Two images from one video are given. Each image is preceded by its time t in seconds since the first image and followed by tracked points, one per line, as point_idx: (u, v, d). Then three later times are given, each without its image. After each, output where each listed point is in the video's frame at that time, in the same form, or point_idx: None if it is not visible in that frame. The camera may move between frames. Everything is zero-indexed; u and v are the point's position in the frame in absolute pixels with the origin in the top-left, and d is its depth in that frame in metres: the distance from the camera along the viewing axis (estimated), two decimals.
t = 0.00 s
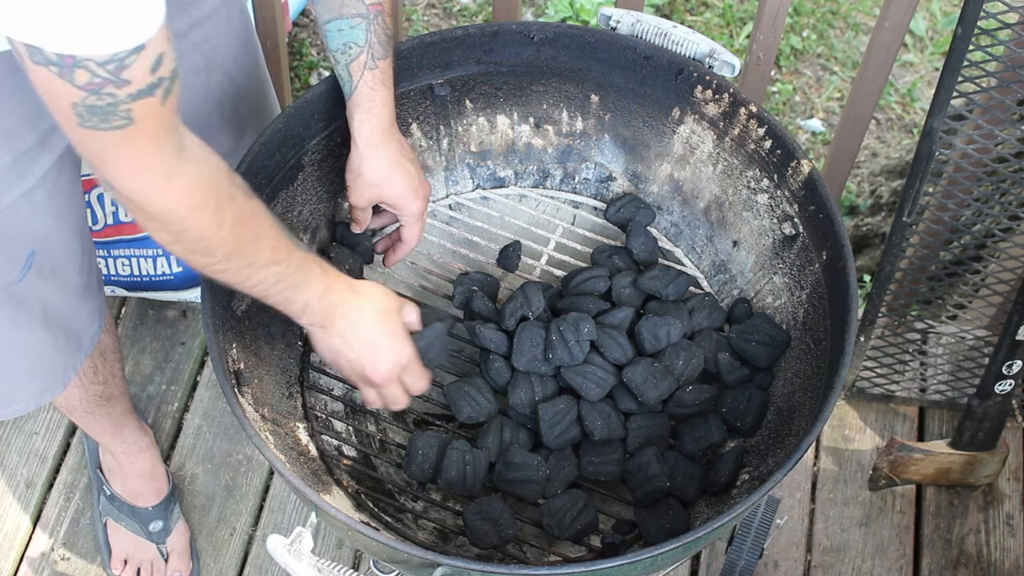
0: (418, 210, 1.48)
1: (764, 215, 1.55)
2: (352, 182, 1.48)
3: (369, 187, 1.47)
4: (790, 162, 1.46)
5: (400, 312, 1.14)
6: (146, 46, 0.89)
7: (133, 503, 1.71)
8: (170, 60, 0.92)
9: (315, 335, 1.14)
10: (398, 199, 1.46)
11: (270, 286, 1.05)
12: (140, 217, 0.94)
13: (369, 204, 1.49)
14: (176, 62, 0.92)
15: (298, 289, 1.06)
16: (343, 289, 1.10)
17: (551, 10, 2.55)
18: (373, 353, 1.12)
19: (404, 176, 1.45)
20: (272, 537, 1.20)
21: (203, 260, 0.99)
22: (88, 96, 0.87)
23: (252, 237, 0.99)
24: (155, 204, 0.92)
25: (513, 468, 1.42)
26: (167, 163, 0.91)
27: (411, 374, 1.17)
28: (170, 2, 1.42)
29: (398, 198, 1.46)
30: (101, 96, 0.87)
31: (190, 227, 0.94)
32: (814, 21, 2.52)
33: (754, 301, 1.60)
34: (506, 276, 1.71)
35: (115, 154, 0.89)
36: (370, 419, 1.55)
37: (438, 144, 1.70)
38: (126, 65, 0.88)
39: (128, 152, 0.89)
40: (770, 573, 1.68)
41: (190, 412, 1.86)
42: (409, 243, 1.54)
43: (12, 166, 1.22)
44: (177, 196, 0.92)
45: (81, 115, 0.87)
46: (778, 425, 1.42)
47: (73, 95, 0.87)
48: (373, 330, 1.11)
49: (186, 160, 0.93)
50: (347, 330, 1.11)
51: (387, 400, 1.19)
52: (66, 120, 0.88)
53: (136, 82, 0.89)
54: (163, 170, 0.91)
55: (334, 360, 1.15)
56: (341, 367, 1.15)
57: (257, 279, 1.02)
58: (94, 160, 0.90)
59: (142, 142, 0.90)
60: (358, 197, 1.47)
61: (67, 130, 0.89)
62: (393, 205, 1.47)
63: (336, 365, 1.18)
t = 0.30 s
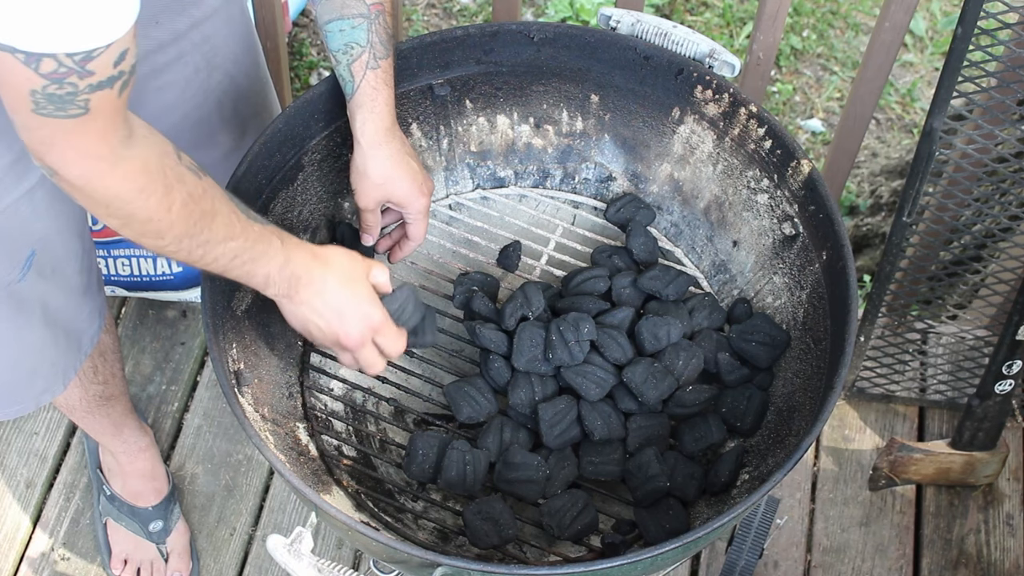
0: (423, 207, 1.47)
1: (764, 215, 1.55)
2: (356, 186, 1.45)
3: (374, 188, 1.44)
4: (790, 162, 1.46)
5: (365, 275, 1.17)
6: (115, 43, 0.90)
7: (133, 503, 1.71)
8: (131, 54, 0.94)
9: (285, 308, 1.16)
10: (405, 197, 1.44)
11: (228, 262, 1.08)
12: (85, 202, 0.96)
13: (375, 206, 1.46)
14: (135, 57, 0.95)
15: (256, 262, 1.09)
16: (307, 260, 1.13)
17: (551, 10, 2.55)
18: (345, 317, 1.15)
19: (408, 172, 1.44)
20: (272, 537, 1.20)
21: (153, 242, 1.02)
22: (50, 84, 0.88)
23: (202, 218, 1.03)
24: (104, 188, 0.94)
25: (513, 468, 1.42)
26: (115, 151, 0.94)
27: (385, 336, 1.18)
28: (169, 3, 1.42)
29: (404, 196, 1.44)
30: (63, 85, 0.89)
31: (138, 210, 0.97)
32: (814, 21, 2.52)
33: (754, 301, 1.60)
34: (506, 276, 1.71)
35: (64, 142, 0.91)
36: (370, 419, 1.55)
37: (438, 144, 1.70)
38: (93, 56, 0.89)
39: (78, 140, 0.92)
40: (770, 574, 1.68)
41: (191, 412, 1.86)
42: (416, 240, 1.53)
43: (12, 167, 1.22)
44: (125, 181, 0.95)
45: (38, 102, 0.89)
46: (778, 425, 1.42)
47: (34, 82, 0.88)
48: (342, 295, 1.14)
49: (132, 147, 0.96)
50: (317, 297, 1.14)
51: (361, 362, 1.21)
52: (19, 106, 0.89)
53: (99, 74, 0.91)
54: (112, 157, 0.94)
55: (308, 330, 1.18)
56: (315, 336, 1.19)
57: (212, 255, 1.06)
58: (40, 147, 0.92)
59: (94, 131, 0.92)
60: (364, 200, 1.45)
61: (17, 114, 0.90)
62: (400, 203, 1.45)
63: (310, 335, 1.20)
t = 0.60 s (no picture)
0: (428, 206, 1.47)
1: (764, 214, 1.55)
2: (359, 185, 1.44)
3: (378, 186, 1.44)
4: (790, 162, 1.46)
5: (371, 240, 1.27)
6: (126, 46, 0.91)
7: (133, 503, 1.71)
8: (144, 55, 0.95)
9: (308, 289, 1.24)
10: (409, 197, 1.44)
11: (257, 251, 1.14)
12: (118, 210, 1.00)
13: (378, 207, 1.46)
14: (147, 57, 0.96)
15: (278, 245, 1.15)
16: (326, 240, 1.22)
17: (551, 10, 2.55)
18: (371, 279, 1.25)
19: (414, 171, 1.44)
20: (272, 538, 1.20)
21: (185, 239, 1.07)
22: (70, 95, 0.90)
23: (227, 209, 1.07)
24: (136, 194, 0.98)
25: (513, 468, 1.42)
26: (142, 153, 0.97)
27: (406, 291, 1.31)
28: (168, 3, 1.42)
29: (408, 196, 1.44)
30: (83, 94, 0.90)
31: (170, 208, 1.01)
32: (814, 21, 2.52)
33: (754, 301, 1.60)
34: (506, 276, 1.71)
35: (91, 153, 0.94)
36: (370, 419, 1.55)
37: (438, 144, 1.70)
38: (107, 63, 0.91)
39: (106, 149, 0.94)
40: (770, 574, 1.68)
41: (191, 412, 1.86)
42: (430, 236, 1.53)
43: (11, 165, 1.23)
44: (154, 185, 0.99)
45: (61, 115, 0.91)
46: (778, 425, 1.42)
47: (53, 94, 0.89)
48: (363, 265, 1.25)
49: (156, 147, 0.99)
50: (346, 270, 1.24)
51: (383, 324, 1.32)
52: (41, 122, 0.91)
53: (116, 79, 0.92)
54: (139, 162, 0.97)
55: (332, 305, 1.26)
56: (340, 308, 1.27)
57: (240, 244, 1.11)
58: (67, 162, 0.95)
59: (119, 139, 0.95)
60: (365, 200, 1.44)
61: (43, 131, 0.92)
62: (404, 203, 1.45)
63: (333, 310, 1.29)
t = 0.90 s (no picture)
0: (429, 207, 1.47)
1: (764, 214, 1.55)
2: (364, 182, 1.47)
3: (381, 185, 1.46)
4: (790, 162, 1.46)
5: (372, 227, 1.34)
6: (134, 50, 0.91)
7: (133, 503, 1.71)
8: (154, 59, 0.95)
9: (327, 289, 1.30)
10: (410, 199, 1.46)
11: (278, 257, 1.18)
12: (135, 214, 1.03)
13: (381, 204, 1.48)
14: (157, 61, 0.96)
15: (291, 244, 1.19)
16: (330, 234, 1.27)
17: (551, 10, 2.55)
18: (382, 267, 1.32)
19: (416, 173, 1.45)
20: (272, 538, 1.20)
21: (201, 243, 1.09)
22: (80, 101, 0.90)
23: (241, 211, 1.11)
24: (153, 198, 1.00)
25: (513, 468, 1.42)
26: (157, 157, 0.99)
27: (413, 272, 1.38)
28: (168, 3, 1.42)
29: (409, 197, 1.45)
30: (93, 101, 0.91)
31: (187, 211, 1.04)
32: (814, 21, 2.52)
33: (754, 301, 1.60)
34: (505, 276, 1.71)
35: (106, 159, 0.96)
36: (370, 419, 1.55)
37: (438, 144, 1.70)
38: (117, 68, 0.91)
39: (120, 154, 0.96)
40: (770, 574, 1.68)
41: (191, 412, 1.86)
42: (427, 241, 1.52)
43: (12, 166, 1.23)
44: (170, 189, 1.01)
45: (73, 122, 0.91)
46: (778, 425, 1.42)
47: (63, 101, 0.90)
48: (371, 252, 1.32)
49: (170, 150, 1.01)
50: (357, 260, 1.30)
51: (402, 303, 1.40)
52: (55, 130, 0.92)
53: (125, 84, 0.93)
54: (154, 165, 0.99)
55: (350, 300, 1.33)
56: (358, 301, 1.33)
57: (254, 245, 1.14)
58: (83, 168, 0.96)
59: (133, 143, 0.97)
60: (369, 197, 1.47)
61: (56, 138, 0.93)
62: (405, 204, 1.46)
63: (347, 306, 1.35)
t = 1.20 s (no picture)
0: (433, 205, 1.50)
1: (764, 214, 1.55)
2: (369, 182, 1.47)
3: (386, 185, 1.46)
4: (790, 162, 1.46)
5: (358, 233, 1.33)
6: (130, 51, 0.91)
7: (133, 503, 1.71)
8: (148, 61, 0.96)
9: (303, 288, 1.29)
10: (416, 197, 1.47)
11: (259, 256, 1.18)
12: (123, 213, 1.03)
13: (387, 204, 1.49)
14: (151, 62, 0.96)
15: (275, 246, 1.19)
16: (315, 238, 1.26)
17: (551, 10, 2.55)
18: (362, 275, 1.32)
19: (422, 172, 1.46)
20: (272, 537, 1.20)
21: (189, 242, 1.09)
22: (74, 100, 0.90)
23: (228, 211, 1.11)
24: (142, 198, 1.01)
25: (513, 468, 1.42)
26: (147, 157, 0.99)
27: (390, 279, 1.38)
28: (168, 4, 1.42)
29: (415, 195, 1.47)
30: (87, 100, 0.91)
31: (175, 212, 1.04)
32: (814, 21, 2.52)
33: (754, 301, 1.60)
34: (506, 276, 1.71)
35: (97, 158, 0.96)
36: (370, 419, 1.55)
37: (438, 144, 1.71)
38: (112, 68, 0.91)
39: (111, 154, 0.96)
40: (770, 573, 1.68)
41: (191, 412, 1.86)
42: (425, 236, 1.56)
43: (12, 167, 1.23)
44: (159, 189, 1.01)
45: (65, 120, 0.91)
46: (778, 425, 1.42)
47: (57, 100, 0.90)
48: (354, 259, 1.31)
49: (161, 151, 1.01)
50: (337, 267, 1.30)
51: (373, 314, 1.40)
52: (46, 129, 0.92)
53: (119, 85, 0.93)
54: (144, 166, 0.99)
55: (324, 300, 1.32)
56: (332, 303, 1.33)
57: (240, 246, 1.14)
58: (73, 166, 0.96)
59: (125, 143, 0.97)
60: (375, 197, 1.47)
61: (48, 137, 0.93)
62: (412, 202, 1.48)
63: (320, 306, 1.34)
